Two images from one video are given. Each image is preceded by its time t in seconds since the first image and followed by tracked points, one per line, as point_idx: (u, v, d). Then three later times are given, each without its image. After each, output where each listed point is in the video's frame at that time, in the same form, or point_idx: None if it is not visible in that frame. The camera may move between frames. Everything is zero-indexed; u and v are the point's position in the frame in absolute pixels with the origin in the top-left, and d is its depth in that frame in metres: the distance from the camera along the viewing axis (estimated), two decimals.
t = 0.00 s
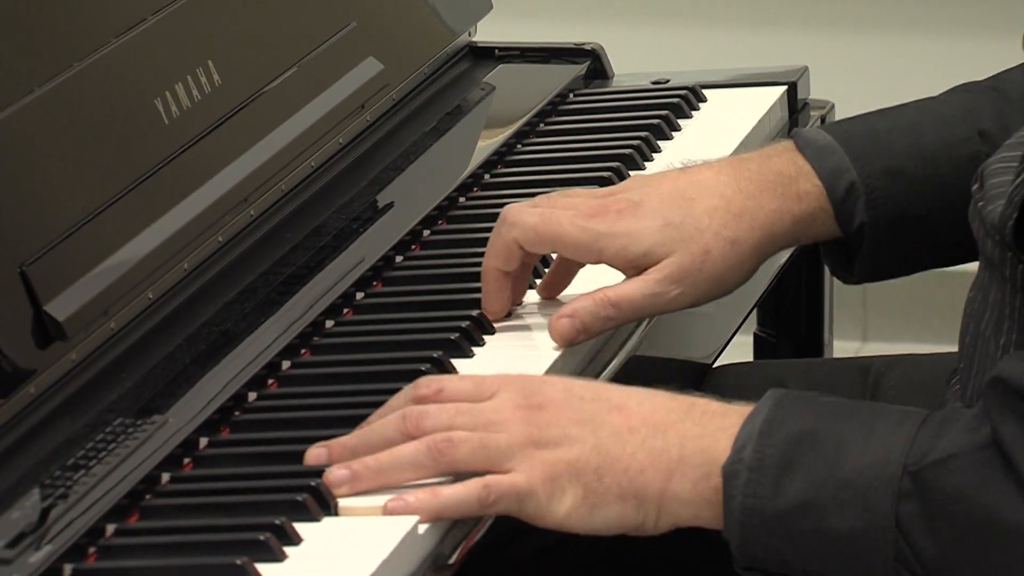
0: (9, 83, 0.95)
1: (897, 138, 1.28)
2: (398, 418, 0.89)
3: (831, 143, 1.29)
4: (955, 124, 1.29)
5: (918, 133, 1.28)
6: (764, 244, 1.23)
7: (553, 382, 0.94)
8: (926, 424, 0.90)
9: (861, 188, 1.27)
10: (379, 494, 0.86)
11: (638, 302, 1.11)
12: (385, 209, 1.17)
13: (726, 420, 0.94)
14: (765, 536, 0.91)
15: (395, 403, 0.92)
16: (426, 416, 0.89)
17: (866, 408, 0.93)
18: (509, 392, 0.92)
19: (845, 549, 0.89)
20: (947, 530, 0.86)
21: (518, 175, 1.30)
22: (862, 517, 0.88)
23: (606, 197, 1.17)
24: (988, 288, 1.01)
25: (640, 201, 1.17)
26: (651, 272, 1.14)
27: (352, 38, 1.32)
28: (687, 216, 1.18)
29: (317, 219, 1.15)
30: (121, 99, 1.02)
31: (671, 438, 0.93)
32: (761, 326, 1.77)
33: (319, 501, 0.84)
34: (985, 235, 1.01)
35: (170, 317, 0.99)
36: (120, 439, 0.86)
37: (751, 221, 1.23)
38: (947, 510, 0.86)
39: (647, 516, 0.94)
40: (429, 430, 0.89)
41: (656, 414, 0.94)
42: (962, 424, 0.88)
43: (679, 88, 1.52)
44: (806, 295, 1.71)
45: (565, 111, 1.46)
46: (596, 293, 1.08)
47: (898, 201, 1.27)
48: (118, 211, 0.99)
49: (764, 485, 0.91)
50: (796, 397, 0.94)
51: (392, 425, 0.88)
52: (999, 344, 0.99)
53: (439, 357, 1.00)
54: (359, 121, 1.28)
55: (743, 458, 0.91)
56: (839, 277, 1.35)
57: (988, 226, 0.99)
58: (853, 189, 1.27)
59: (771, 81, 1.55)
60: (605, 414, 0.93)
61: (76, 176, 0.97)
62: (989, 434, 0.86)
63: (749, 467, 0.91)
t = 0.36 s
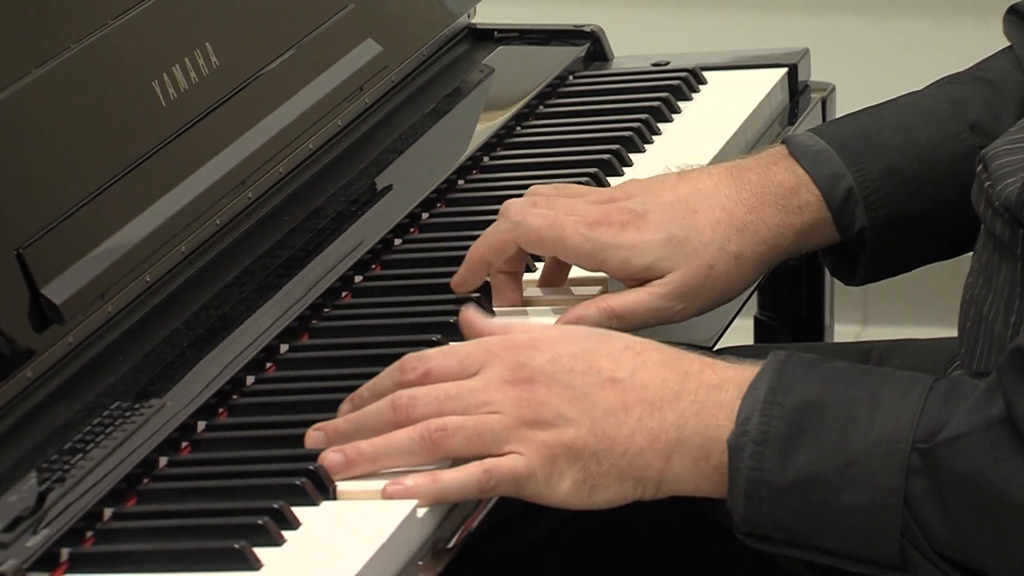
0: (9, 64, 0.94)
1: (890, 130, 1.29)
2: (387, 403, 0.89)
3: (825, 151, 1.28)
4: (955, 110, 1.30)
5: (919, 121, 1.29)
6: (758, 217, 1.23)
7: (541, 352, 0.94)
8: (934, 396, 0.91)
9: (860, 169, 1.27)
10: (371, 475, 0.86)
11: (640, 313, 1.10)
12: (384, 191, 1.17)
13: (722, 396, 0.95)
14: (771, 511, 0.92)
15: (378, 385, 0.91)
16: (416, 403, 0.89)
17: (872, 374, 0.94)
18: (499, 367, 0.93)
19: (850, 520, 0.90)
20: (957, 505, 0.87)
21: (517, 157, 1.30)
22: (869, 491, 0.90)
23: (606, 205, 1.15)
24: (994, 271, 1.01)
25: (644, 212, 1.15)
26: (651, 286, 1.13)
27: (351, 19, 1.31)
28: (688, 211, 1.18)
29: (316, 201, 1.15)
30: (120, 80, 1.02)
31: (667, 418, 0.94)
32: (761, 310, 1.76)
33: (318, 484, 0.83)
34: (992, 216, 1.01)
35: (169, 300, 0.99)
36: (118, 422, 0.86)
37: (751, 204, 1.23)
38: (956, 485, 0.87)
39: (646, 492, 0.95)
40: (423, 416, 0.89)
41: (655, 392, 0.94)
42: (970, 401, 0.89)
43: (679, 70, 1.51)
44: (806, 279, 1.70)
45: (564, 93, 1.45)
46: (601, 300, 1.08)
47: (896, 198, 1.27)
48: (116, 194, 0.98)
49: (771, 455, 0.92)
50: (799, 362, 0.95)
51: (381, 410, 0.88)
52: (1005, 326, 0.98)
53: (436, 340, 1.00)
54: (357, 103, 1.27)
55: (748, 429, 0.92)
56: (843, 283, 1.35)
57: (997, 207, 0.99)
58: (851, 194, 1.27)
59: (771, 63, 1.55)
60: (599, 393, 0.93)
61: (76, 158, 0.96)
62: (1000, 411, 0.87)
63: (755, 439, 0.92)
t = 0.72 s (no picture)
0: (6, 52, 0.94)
1: (903, 129, 1.27)
2: (391, 390, 0.88)
3: (837, 148, 1.27)
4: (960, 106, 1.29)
5: (922, 114, 1.28)
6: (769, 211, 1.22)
7: (548, 359, 0.93)
8: (924, 394, 0.89)
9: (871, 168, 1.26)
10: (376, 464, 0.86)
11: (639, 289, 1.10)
12: (384, 179, 1.17)
13: (720, 401, 0.94)
14: (766, 513, 0.90)
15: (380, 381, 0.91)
16: (418, 391, 0.88)
17: (866, 378, 0.92)
18: (504, 369, 0.92)
19: (845, 522, 0.89)
20: (950, 498, 0.85)
21: (517, 145, 1.29)
22: (864, 491, 0.88)
23: (622, 188, 1.16)
24: (990, 262, 1.00)
25: (659, 194, 1.16)
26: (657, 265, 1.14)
27: (350, 8, 1.31)
28: (700, 198, 1.18)
29: (316, 189, 1.14)
30: (118, 68, 1.02)
31: (666, 420, 0.93)
32: (761, 298, 1.76)
33: (317, 474, 0.83)
34: (984, 207, 1.00)
35: (169, 288, 0.99)
36: (117, 411, 0.85)
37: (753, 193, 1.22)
38: (947, 478, 0.85)
39: (643, 497, 0.93)
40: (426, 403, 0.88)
41: (654, 395, 0.93)
42: (959, 392, 0.87)
43: (680, 58, 1.50)
44: (807, 266, 1.70)
45: (564, 81, 1.45)
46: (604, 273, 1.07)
47: (910, 195, 1.26)
48: (115, 182, 0.98)
49: (765, 453, 0.90)
50: (791, 369, 0.94)
51: (384, 397, 0.88)
52: (999, 317, 0.98)
53: (437, 329, 0.99)
54: (357, 91, 1.27)
55: (742, 431, 0.91)
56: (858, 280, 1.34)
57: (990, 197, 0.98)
58: (863, 189, 1.26)
59: (772, 51, 1.54)
60: (599, 396, 0.93)
61: (75, 147, 0.96)
62: (987, 402, 0.86)
63: (748, 440, 0.91)
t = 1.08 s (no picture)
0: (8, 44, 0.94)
1: (898, 103, 1.27)
2: (397, 382, 0.89)
3: (834, 117, 1.27)
4: (963, 88, 1.28)
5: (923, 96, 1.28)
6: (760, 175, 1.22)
7: (551, 339, 0.94)
8: (939, 373, 0.89)
9: (867, 140, 1.26)
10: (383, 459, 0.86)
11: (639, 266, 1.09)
12: (384, 174, 1.17)
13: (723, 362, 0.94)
14: (774, 486, 0.90)
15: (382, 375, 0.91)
16: (426, 376, 0.89)
17: (876, 358, 0.92)
18: (507, 355, 0.93)
19: (853, 495, 0.88)
20: (959, 475, 0.84)
21: (518, 140, 1.29)
22: (872, 465, 0.87)
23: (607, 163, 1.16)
24: (993, 254, 1.00)
25: (643, 169, 1.16)
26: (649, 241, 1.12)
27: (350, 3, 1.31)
28: (691, 181, 1.18)
29: (316, 184, 1.14)
30: (118, 62, 1.02)
31: (671, 393, 0.93)
32: (761, 293, 1.76)
33: (317, 469, 0.83)
34: (989, 199, 1.00)
35: (168, 283, 0.99)
36: (117, 406, 0.86)
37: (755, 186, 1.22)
38: (956, 454, 0.84)
39: (654, 470, 0.93)
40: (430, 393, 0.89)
41: (662, 368, 0.94)
42: (972, 372, 0.86)
43: (681, 52, 1.50)
44: (809, 260, 1.70)
45: (565, 76, 1.45)
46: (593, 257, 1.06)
47: (903, 170, 1.26)
48: (115, 176, 0.98)
49: (773, 428, 0.90)
50: (806, 347, 0.93)
51: (390, 389, 0.88)
52: (1005, 309, 0.98)
53: (437, 323, 0.99)
54: (357, 86, 1.27)
55: (750, 403, 0.91)
56: (845, 250, 1.34)
57: (995, 188, 0.99)
58: (857, 162, 1.26)
59: (772, 45, 1.54)
60: (606, 370, 0.93)
61: (76, 140, 0.96)
62: (1001, 379, 0.84)
63: (756, 413, 0.90)
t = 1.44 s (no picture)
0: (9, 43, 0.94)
1: (892, 108, 1.27)
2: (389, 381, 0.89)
3: (827, 121, 1.27)
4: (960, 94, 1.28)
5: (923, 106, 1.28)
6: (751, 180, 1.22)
7: (543, 334, 0.94)
8: (935, 368, 0.88)
9: (861, 142, 1.26)
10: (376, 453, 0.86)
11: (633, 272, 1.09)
12: (384, 173, 1.16)
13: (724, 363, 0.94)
14: (770, 483, 0.89)
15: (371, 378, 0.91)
16: (416, 379, 0.88)
17: (871, 349, 0.91)
18: (500, 349, 0.93)
19: (848, 492, 0.87)
20: (954, 475, 0.84)
21: (518, 139, 1.29)
22: (868, 462, 0.87)
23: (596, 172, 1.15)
24: (994, 252, 1.00)
25: (632, 179, 1.15)
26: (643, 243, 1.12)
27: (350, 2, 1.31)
28: (689, 189, 1.18)
29: (316, 183, 1.14)
30: (118, 61, 1.01)
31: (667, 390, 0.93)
32: (761, 291, 1.76)
33: (318, 467, 0.83)
34: (991, 196, 1.00)
35: (168, 282, 0.99)
36: (117, 405, 0.86)
37: (753, 186, 1.22)
38: (952, 453, 0.84)
39: (648, 467, 0.93)
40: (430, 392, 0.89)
41: (655, 365, 0.94)
42: (968, 368, 0.86)
43: (682, 51, 1.50)
44: (810, 260, 1.70)
45: (565, 75, 1.45)
46: (591, 260, 1.06)
47: (895, 174, 1.26)
48: (115, 176, 0.98)
49: (769, 425, 0.89)
50: (801, 338, 0.93)
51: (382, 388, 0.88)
52: (1005, 308, 0.98)
53: (438, 323, 0.99)
54: (357, 85, 1.27)
55: (745, 399, 0.90)
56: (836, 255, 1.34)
57: (997, 185, 0.98)
58: (850, 166, 1.26)
59: (772, 44, 1.54)
60: (599, 368, 0.93)
61: (76, 140, 0.96)
62: (998, 378, 0.84)
63: (752, 411, 0.90)
